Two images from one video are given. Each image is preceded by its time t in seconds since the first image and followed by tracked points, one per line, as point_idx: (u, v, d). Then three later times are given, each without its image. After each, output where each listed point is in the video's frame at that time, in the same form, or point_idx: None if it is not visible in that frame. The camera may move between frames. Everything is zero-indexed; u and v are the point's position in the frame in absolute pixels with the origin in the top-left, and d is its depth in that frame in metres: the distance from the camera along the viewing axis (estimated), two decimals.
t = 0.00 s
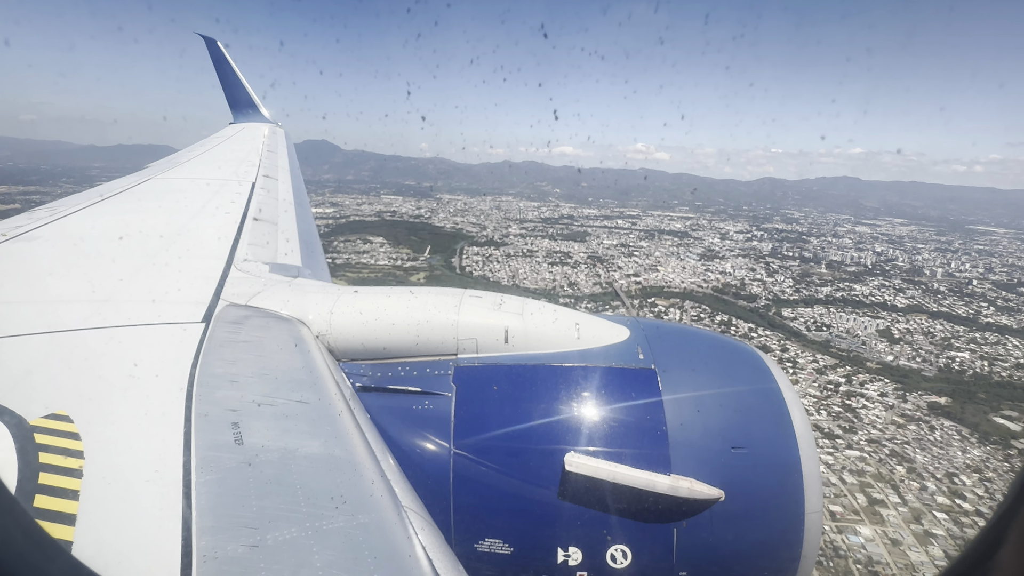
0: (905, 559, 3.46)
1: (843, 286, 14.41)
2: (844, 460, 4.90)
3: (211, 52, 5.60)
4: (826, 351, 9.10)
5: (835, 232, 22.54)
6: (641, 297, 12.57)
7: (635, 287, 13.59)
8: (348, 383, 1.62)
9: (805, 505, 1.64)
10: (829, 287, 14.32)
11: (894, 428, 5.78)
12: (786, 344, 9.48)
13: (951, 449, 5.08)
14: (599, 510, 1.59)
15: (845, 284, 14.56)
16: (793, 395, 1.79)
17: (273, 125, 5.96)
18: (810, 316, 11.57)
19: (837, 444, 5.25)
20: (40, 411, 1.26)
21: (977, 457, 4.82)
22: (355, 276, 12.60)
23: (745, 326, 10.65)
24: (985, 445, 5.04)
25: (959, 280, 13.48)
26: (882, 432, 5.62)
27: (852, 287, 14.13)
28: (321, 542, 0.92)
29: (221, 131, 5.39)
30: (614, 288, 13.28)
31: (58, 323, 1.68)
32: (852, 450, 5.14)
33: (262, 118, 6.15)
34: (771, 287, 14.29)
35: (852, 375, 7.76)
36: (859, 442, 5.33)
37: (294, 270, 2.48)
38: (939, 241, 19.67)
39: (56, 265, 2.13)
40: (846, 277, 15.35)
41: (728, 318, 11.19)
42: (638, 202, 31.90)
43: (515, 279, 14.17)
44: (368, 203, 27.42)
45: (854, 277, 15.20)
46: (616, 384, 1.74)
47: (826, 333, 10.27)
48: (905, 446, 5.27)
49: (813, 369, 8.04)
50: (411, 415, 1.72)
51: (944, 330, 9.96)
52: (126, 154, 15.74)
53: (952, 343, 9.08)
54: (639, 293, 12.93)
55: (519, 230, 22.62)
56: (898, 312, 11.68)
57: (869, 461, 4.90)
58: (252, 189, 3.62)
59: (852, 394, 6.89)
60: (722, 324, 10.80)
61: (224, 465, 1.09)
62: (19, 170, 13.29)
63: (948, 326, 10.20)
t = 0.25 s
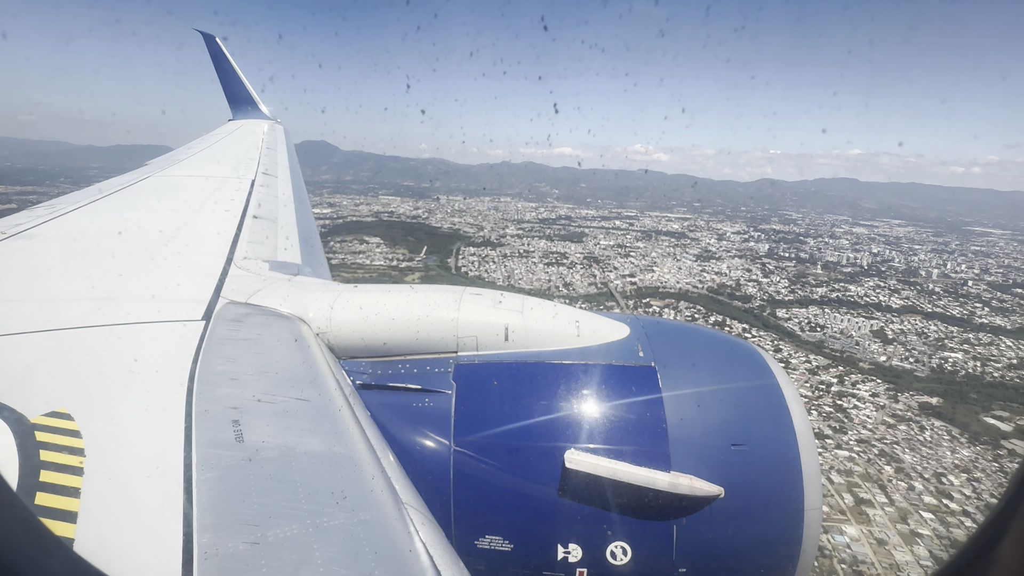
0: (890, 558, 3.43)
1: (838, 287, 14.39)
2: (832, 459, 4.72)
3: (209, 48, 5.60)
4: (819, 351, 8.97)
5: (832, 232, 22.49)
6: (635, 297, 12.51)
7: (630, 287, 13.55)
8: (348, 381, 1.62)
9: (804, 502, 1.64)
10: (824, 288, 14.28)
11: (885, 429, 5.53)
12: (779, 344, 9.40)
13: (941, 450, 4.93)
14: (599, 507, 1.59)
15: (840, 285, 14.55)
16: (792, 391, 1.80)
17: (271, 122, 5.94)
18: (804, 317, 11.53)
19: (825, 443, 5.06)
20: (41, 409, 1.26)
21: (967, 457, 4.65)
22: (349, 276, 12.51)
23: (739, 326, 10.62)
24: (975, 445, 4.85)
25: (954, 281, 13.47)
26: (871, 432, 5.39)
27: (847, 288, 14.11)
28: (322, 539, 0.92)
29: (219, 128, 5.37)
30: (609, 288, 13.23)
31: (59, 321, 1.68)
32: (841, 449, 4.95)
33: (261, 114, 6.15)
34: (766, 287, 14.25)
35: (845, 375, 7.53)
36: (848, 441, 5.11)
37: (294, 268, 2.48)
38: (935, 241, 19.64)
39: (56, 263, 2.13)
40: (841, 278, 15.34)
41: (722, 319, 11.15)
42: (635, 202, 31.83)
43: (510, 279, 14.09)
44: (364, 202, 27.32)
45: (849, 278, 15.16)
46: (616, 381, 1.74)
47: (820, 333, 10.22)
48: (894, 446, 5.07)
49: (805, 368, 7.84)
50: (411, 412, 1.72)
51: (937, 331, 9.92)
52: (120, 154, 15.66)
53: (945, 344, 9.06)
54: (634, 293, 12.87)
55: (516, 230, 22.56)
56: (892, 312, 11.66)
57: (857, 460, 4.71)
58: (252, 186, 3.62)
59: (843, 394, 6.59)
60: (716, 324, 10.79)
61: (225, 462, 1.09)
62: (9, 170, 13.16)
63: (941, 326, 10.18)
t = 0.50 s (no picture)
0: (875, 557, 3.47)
1: (833, 288, 14.38)
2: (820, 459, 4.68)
3: (208, 45, 5.58)
4: (812, 351, 8.95)
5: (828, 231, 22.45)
6: (630, 297, 12.47)
7: (624, 287, 13.51)
8: (348, 377, 1.62)
9: (803, 498, 1.65)
10: (819, 288, 14.25)
11: (874, 428, 5.45)
12: (772, 344, 9.37)
13: (929, 450, 4.84)
14: (600, 502, 1.60)
15: (835, 286, 14.55)
16: (792, 387, 1.80)
17: (270, 120, 5.92)
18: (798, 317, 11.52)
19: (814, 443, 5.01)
20: (43, 406, 1.26)
21: (954, 459, 4.54)
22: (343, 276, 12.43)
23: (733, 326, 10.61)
24: (964, 446, 4.77)
25: (949, 282, 13.45)
26: (861, 432, 5.28)
27: (841, 289, 14.11)
28: (323, 535, 0.92)
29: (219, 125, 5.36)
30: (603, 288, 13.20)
31: (60, 318, 1.68)
32: (830, 449, 4.90)
33: (261, 111, 6.14)
34: (761, 288, 14.22)
35: (836, 375, 7.48)
36: (836, 441, 5.05)
37: (294, 266, 2.48)
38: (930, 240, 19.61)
39: (55, 261, 2.12)
40: (836, 279, 15.33)
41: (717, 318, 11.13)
42: (632, 202, 31.75)
43: (505, 279, 14.03)
44: (360, 201, 27.19)
45: (844, 279, 15.14)
46: (616, 377, 1.75)
47: (814, 334, 10.20)
48: (883, 446, 4.97)
49: (797, 369, 7.79)
50: (412, 409, 1.73)
51: (931, 331, 9.92)
52: (114, 153, 15.55)
53: (938, 345, 9.06)
54: (629, 293, 12.83)
55: (512, 231, 22.49)
56: (887, 312, 11.65)
57: (846, 459, 4.65)
58: (251, 183, 3.61)
59: (835, 395, 6.52)
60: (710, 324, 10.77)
61: (227, 459, 1.09)
62: None
63: (935, 326, 10.18)
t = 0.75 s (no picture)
0: (859, 557, 3.41)
1: (828, 287, 14.38)
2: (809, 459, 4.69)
3: (208, 45, 5.58)
4: (806, 351, 8.98)
5: (825, 232, 22.44)
6: (625, 297, 12.46)
7: (620, 287, 13.50)
8: (348, 377, 1.62)
9: (803, 497, 1.65)
10: (814, 289, 14.24)
11: (864, 428, 5.46)
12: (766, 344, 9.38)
13: (919, 449, 4.87)
14: (599, 501, 1.60)
15: (830, 285, 14.55)
16: (791, 386, 1.80)
17: (270, 119, 5.93)
18: (793, 317, 11.52)
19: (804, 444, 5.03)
20: (43, 405, 1.26)
21: (942, 459, 4.55)
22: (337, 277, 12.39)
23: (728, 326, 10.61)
24: (953, 445, 4.81)
25: (944, 282, 13.44)
26: (850, 432, 5.29)
27: (836, 289, 14.11)
28: (322, 534, 0.92)
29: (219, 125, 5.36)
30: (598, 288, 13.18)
31: (59, 318, 1.68)
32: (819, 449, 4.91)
33: (260, 111, 6.14)
34: (757, 288, 14.21)
35: (829, 375, 7.50)
36: (826, 441, 5.07)
37: (294, 265, 2.48)
38: (926, 240, 19.59)
39: (55, 260, 2.12)
40: (831, 278, 15.33)
41: (712, 318, 11.12)
42: (630, 202, 31.69)
43: (501, 279, 13.99)
44: (357, 201, 27.11)
45: (839, 279, 15.14)
46: (615, 376, 1.75)
47: (807, 334, 10.19)
48: (872, 446, 4.98)
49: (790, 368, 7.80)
50: (411, 408, 1.73)
51: (925, 331, 9.91)
52: (108, 154, 15.48)
53: (931, 344, 9.06)
54: (624, 294, 12.81)
55: (509, 231, 22.45)
56: (881, 313, 11.65)
57: (835, 461, 4.65)
58: (251, 183, 3.61)
59: (826, 394, 6.54)
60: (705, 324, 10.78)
61: (226, 459, 1.09)
62: None
63: (929, 326, 10.19)
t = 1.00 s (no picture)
0: (844, 556, 3.43)
1: (823, 287, 14.38)
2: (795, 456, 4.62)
3: (207, 44, 5.57)
4: (799, 350, 8.96)
5: (822, 231, 22.42)
6: (620, 297, 12.44)
7: (615, 287, 13.48)
8: (348, 377, 1.62)
9: (802, 497, 1.65)
10: (809, 288, 14.23)
11: (853, 426, 5.39)
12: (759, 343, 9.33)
13: (908, 448, 4.79)
14: (600, 502, 1.60)
15: (825, 285, 14.55)
16: (791, 386, 1.80)
17: (269, 118, 5.93)
18: (787, 316, 11.52)
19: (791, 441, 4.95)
20: (42, 405, 1.26)
21: (931, 458, 4.50)
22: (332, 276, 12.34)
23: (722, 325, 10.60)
24: (943, 445, 4.74)
25: (939, 281, 13.44)
26: (838, 431, 5.18)
27: (831, 288, 14.11)
28: (322, 534, 0.93)
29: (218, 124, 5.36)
30: (593, 288, 13.16)
31: (58, 318, 1.68)
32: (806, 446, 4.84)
33: (259, 111, 6.13)
34: (752, 288, 14.20)
35: (820, 373, 7.44)
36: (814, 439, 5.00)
37: (293, 264, 2.48)
38: (922, 239, 19.57)
39: (54, 260, 2.12)
40: (827, 278, 15.33)
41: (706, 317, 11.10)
42: (627, 202, 31.64)
43: (496, 278, 13.95)
44: (353, 200, 27.02)
45: (834, 279, 15.13)
46: (614, 376, 1.75)
47: (801, 333, 10.17)
48: (860, 443, 4.87)
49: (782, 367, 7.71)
50: (411, 408, 1.73)
51: (918, 330, 9.91)
52: (102, 153, 15.42)
53: (924, 343, 9.06)
54: (619, 293, 12.78)
55: (506, 231, 22.40)
56: (876, 312, 11.65)
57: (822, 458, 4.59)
58: (250, 182, 3.60)
59: (818, 394, 6.43)
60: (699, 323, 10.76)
61: (225, 459, 1.09)
62: None
63: (923, 326, 10.18)
